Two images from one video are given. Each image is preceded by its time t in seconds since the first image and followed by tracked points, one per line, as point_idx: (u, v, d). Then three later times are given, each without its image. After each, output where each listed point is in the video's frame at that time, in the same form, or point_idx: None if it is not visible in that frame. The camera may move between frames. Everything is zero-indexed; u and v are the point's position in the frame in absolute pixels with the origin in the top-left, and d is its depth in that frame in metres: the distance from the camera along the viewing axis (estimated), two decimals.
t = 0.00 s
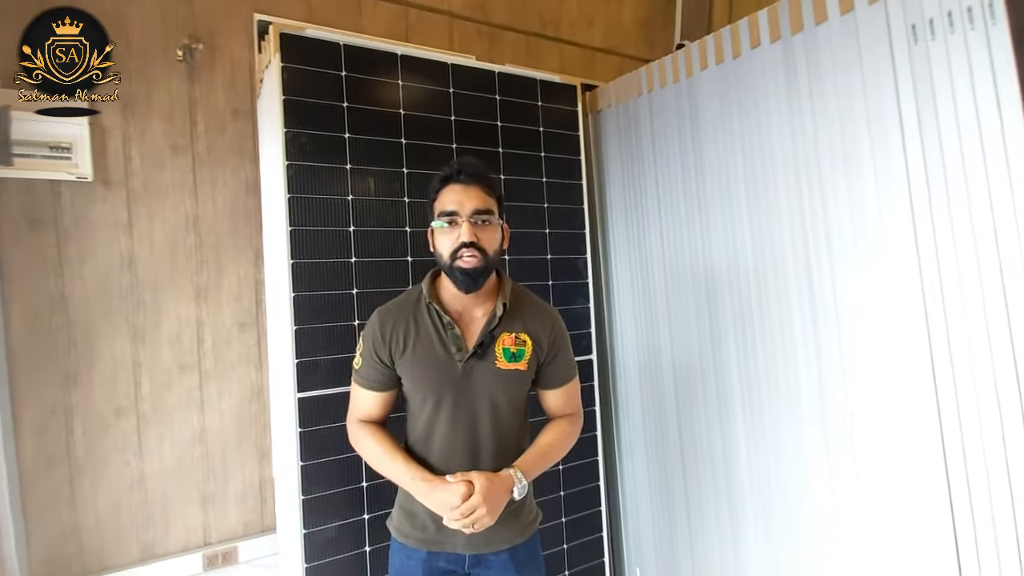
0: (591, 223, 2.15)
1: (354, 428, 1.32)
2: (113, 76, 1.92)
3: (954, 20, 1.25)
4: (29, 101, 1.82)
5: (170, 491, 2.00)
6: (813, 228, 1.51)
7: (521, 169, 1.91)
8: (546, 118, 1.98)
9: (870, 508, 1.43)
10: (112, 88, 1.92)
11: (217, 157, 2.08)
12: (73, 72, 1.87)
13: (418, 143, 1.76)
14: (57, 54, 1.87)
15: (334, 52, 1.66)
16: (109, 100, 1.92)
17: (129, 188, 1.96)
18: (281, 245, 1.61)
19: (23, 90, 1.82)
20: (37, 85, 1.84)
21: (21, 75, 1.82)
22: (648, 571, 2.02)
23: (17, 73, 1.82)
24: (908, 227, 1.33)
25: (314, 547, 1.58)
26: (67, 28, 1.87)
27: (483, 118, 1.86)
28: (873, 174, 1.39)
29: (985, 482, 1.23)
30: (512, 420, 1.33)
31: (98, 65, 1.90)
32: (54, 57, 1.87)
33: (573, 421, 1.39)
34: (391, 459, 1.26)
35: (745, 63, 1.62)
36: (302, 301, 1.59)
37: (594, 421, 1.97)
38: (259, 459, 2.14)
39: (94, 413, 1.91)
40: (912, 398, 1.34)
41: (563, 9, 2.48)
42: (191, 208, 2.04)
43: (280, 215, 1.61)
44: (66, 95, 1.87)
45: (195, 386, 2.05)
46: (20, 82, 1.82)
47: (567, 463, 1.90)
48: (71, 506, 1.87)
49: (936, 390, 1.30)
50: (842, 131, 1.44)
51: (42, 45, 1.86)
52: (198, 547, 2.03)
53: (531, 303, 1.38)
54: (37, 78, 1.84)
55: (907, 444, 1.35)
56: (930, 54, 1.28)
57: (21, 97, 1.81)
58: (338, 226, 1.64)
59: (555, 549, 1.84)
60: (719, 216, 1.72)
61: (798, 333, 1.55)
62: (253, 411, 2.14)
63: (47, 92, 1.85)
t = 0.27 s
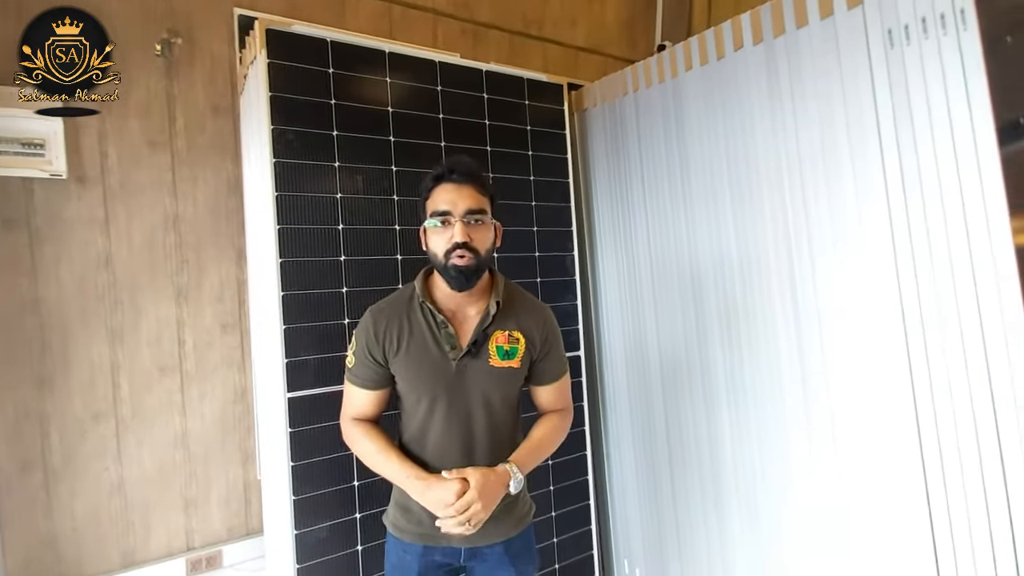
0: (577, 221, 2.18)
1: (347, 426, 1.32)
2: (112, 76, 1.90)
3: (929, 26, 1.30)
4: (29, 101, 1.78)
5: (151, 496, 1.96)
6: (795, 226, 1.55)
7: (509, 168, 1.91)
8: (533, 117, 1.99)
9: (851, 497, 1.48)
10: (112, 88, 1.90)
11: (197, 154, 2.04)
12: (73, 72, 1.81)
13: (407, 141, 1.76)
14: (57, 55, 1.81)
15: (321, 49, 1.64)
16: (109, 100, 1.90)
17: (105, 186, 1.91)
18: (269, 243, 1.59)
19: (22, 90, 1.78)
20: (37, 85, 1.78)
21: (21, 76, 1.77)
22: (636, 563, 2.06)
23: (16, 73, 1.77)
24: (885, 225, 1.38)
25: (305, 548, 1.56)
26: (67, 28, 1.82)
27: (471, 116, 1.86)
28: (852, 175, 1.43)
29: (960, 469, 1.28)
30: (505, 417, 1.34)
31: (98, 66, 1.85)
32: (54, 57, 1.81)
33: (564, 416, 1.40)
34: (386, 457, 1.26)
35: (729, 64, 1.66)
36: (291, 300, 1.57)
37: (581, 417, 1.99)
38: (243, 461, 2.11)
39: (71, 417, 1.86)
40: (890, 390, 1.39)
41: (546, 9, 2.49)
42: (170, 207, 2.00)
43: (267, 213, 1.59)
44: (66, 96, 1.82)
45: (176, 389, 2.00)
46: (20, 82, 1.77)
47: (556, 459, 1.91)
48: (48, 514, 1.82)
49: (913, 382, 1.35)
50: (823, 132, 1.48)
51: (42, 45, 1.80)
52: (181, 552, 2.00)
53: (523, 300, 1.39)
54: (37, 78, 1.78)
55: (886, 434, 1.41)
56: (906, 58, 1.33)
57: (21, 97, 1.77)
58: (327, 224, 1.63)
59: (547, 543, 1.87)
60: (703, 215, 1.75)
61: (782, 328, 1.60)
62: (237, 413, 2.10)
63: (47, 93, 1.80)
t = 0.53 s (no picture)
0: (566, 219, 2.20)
1: (341, 424, 1.31)
2: (113, 76, 1.89)
3: (908, 32, 1.32)
4: (29, 101, 1.77)
5: (132, 499, 1.92)
6: (781, 225, 1.58)
7: (499, 166, 1.92)
8: (523, 116, 2.00)
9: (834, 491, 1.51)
10: (112, 88, 1.89)
11: (180, 150, 2.00)
12: (73, 72, 1.83)
13: (400, 139, 1.76)
14: (57, 54, 1.82)
15: (311, 44, 1.63)
16: (109, 100, 1.89)
17: (85, 182, 1.86)
18: (258, 240, 1.57)
19: (23, 90, 1.76)
20: (37, 85, 1.79)
21: (21, 75, 1.77)
22: (625, 556, 2.09)
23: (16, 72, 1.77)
24: (867, 222, 1.41)
25: (297, 547, 1.55)
26: (67, 28, 1.83)
27: (461, 114, 1.87)
28: (835, 173, 1.46)
29: (937, 460, 1.32)
30: (500, 414, 1.34)
31: (98, 65, 1.86)
32: (54, 57, 1.82)
33: (558, 409, 1.41)
34: (380, 454, 1.25)
35: (716, 67, 1.69)
36: (281, 298, 1.55)
37: (571, 413, 2.02)
38: (228, 462, 2.08)
39: (49, 419, 1.81)
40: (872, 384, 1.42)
41: (533, 8, 2.50)
42: (153, 203, 1.96)
43: (256, 210, 1.57)
44: (66, 95, 1.82)
45: (159, 389, 1.97)
46: (20, 81, 1.76)
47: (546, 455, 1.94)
48: (26, 518, 1.78)
49: (894, 380, 1.38)
50: (807, 132, 1.51)
51: (42, 45, 1.81)
52: (164, 555, 1.96)
53: (517, 298, 1.40)
54: (37, 78, 1.79)
55: (867, 426, 1.44)
56: (886, 64, 1.36)
57: (21, 97, 1.76)
58: (317, 221, 1.62)
59: (539, 537, 1.92)
60: (691, 213, 1.78)
61: (768, 325, 1.63)
62: (221, 413, 2.07)
63: (47, 93, 1.81)
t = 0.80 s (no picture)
0: (560, 219, 2.22)
1: (339, 425, 1.31)
2: (113, 76, 1.88)
3: (896, 36, 1.35)
4: (29, 101, 1.77)
5: (122, 503, 1.89)
6: (772, 225, 1.60)
7: (495, 166, 1.96)
8: (517, 116, 2.03)
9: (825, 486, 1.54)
10: (112, 88, 1.88)
11: (170, 149, 1.98)
12: (73, 72, 1.82)
13: (400, 139, 1.77)
14: (57, 54, 1.81)
15: (306, 44, 1.62)
16: (109, 100, 1.88)
17: (73, 181, 1.84)
18: (253, 240, 1.56)
19: (23, 90, 1.76)
20: (37, 85, 1.78)
21: (20, 75, 1.75)
22: (619, 554, 2.11)
23: (16, 72, 1.76)
24: (856, 221, 1.44)
25: (293, 548, 1.54)
26: (67, 28, 1.81)
27: (457, 114, 1.88)
28: (825, 172, 1.49)
29: (925, 454, 1.36)
30: (500, 413, 1.35)
31: (98, 65, 1.86)
32: (54, 57, 1.81)
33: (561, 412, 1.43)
34: (378, 456, 1.25)
35: (709, 69, 1.71)
36: (277, 298, 1.54)
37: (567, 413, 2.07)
38: (220, 464, 2.06)
39: (37, 422, 1.78)
40: (861, 380, 1.45)
41: (525, 10, 2.51)
42: (142, 203, 1.94)
43: (251, 210, 1.56)
44: (66, 96, 1.82)
45: (148, 391, 1.94)
46: (20, 81, 1.75)
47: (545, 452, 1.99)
48: (12, 523, 1.74)
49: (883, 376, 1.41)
50: (798, 132, 1.53)
51: (42, 45, 1.79)
52: (155, 560, 1.94)
53: (517, 298, 1.41)
54: (37, 78, 1.78)
55: (857, 422, 1.47)
56: (875, 68, 1.39)
57: (21, 97, 1.75)
58: (313, 221, 1.61)
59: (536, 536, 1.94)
60: (684, 214, 1.81)
61: (760, 323, 1.65)
62: (212, 415, 2.05)
63: (47, 93, 1.80)
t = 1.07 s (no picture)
0: (556, 218, 2.25)
1: (337, 427, 1.30)
2: (113, 76, 1.87)
3: (890, 37, 1.34)
4: (29, 102, 1.77)
5: (111, 505, 1.87)
6: (767, 225, 1.60)
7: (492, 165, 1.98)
8: (513, 114, 2.05)
9: (820, 484, 1.54)
10: (112, 88, 1.87)
11: (161, 146, 1.96)
12: (73, 72, 1.82)
13: (392, 137, 1.76)
14: (57, 54, 1.81)
15: (301, 41, 1.61)
16: (109, 100, 1.87)
17: (61, 179, 1.81)
18: (246, 238, 1.55)
19: (23, 91, 1.76)
20: (37, 85, 1.78)
21: (21, 75, 1.76)
22: (615, 551, 2.15)
23: (16, 72, 1.75)
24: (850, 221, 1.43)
25: (288, 550, 1.53)
26: (67, 28, 1.81)
27: (452, 113, 1.89)
28: (819, 172, 1.49)
29: (919, 454, 1.35)
30: (501, 413, 1.34)
31: (98, 65, 1.85)
32: (54, 57, 1.81)
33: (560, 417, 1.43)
34: (377, 458, 1.24)
35: (704, 68, 1.71)
36: (272, 297, 1.52)
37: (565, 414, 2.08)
38: (212, 465, 2.04)
39: (24, 424, 1.75)
40: (856, 380, 1.45)
41: (519, 8, 2.51)
42: (132, 201, 1.91)
43: (244, 208, 1.55)
44: (66, 96, 1.81)
45: (139, 391, 1.92)
46: (20, 81, 1.75)
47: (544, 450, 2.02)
48: None
49: (877, 375, 1.41)
50: (792, 131, 1.53)
51: (42, 45, 1.79)
52: (145, 563, 1.91)
53: (518, 300, 1.41)
54: (37, 78, 1.78)
55: (852, 422, 1.47)
56: (868, 68, 1.38)
57: (21, 97, 1.76)
58: (308, 219, 1.60)
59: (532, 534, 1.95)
60: (680, 214, 1.81)
61: (755, 323, 1.65)
62: (204, 416, 2.03)
63: (47, 93, 1.80)
